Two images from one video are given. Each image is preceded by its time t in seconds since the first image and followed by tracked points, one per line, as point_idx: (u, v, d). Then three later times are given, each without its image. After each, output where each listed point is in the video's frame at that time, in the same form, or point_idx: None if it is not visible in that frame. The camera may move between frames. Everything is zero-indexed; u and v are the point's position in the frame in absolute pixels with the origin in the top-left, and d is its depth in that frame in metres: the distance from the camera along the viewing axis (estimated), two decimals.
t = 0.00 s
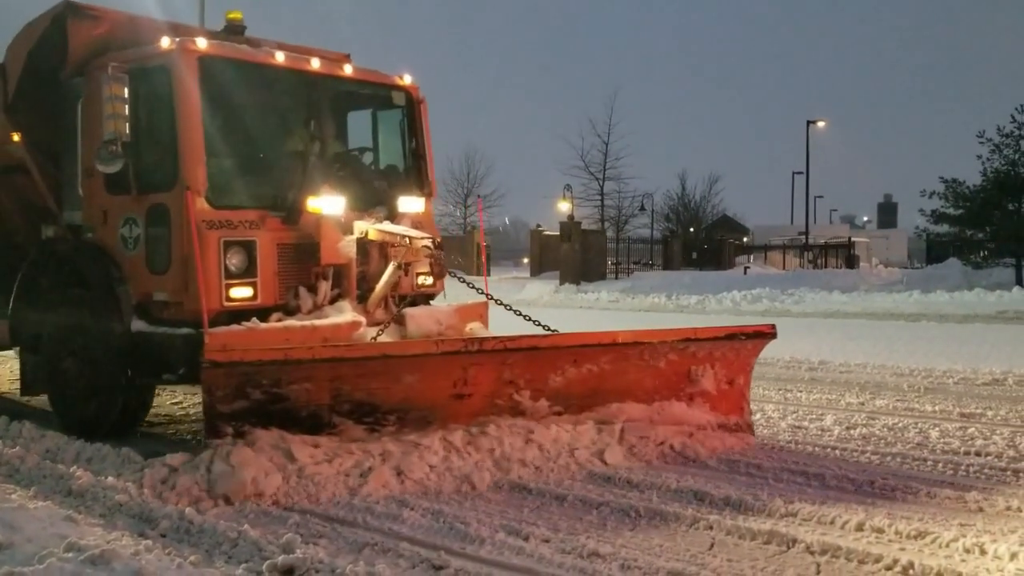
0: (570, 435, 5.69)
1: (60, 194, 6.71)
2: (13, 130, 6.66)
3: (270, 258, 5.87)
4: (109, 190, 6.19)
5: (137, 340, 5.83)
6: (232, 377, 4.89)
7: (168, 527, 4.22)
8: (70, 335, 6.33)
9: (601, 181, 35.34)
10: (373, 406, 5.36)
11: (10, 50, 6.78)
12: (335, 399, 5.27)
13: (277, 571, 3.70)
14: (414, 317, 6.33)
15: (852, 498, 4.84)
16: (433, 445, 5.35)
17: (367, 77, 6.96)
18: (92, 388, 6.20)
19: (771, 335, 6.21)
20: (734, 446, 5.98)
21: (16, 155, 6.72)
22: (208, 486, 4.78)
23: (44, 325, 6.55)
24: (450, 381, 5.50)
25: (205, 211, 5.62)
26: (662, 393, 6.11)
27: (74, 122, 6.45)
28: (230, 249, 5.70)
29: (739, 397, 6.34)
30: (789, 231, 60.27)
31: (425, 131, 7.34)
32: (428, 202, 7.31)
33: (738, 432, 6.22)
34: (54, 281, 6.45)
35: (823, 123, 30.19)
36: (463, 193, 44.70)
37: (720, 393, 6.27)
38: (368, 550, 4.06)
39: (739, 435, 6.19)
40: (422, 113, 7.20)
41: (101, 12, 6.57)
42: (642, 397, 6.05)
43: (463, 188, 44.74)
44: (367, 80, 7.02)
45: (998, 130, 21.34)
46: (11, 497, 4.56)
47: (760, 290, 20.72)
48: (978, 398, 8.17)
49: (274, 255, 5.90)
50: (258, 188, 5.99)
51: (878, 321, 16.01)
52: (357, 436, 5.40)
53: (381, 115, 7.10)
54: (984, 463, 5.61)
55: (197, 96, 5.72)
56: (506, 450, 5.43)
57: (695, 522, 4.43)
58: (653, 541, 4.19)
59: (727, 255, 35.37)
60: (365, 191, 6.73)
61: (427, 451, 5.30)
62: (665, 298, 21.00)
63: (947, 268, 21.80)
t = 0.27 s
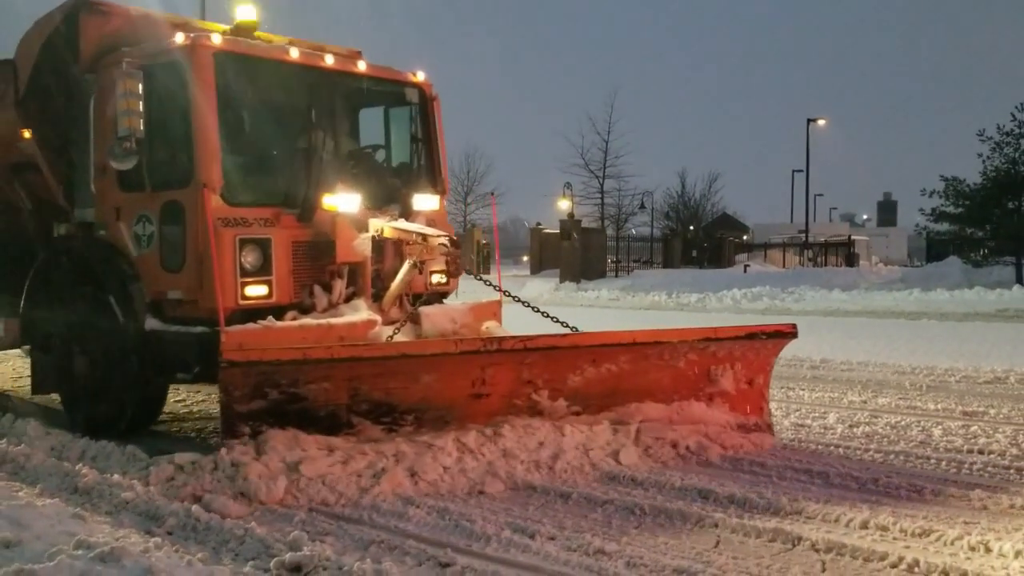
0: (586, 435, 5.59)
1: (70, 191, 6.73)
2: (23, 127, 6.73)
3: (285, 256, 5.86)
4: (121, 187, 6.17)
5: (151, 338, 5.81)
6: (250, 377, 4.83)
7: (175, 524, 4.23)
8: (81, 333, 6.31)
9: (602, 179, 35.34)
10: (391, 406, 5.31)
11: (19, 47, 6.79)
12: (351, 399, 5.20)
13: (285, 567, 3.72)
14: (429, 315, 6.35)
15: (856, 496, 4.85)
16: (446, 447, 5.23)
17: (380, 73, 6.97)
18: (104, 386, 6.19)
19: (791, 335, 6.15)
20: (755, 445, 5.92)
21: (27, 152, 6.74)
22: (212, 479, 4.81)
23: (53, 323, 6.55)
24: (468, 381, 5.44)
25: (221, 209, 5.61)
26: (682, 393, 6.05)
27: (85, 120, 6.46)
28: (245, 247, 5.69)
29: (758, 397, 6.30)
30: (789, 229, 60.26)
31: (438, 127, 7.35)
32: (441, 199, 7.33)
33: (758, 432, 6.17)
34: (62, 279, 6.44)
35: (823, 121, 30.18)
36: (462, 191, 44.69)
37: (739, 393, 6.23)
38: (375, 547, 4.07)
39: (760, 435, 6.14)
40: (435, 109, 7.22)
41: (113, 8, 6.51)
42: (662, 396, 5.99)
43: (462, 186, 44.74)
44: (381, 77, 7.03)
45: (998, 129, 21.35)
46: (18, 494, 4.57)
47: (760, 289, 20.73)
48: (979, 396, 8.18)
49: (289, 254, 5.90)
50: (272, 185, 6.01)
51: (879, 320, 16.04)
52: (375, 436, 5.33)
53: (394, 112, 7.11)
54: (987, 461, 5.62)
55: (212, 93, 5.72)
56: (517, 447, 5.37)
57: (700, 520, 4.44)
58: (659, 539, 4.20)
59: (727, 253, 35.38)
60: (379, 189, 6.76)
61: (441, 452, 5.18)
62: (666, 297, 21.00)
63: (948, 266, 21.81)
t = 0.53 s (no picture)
0: (596, 436, 5.57)
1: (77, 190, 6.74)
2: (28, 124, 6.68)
3: (296, 256, 5.87)
4: (130, 186, 6.17)
5: (161, 337, 5.82)
6: (263, 378, 4.83)
7: (179, 523, 4.25)
8: (88, 333, 6.31)
9: (598, 177, 35.35)
10: (404, 406, 5.31)
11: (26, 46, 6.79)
12: (364, 399, 5.20)
13: (291, 565, 3.73)
14: (439, 315, 6.38)
15: (857, 494, 4.88)
16: (456, 448, 5.22)
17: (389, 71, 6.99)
18: (112, 386, 6.20)
19: (807, 334, 6.11)
20: (768, 444, 5.92)
21: (32, 151, 6.73)
22: (214, 477, 4.81)
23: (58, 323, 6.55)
24: (481, 380, 5.45)
25: (232, 208, 5.61)
26: (695, 393, 6.04)
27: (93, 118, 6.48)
28: (256, 246, 5.70)
29: (772, 396, 6.28)
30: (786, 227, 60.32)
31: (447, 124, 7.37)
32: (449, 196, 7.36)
33: (772, 432, 6.13)
34: (68, 278, 6.44)
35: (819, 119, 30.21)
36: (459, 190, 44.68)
37: (753, 392, 6.21)
38: (380, 545, 4.09)
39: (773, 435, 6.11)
40: (443, 107, 7.24)
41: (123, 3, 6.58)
42: (675, 396, 5.98)
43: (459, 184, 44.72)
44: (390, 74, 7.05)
45: (994, 127, 21.40)
46: (22, 493, 4.57)
47: (757, 287, 20.76)
48: (977, 394, 8.21)
49: (300, 253, 5.91)
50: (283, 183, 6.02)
51: (875, 318, 16.08)
52: (388, 436, 5.32)
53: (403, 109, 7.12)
54: (987, 459, 5.64)
55: (223, 90, 5.71)
56: (526, 448, 5.35)
57: (703, 518, 4.46)
58: (662, 537, 4.21)
59: (724, 251, 35.41)
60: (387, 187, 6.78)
61: (450, 454, 5.15)
62: (663, 295, 21.03)
63: (944, 264, 21.86)
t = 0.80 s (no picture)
0: (602, 433, 5.55)
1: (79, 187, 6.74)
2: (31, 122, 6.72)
3: (302, 253, 5.88)
4: (134, 184, 6.16)
5: (166, 335, 5.81)
6: (272, 375, 4.84)
7: (181, 520, 4.26)
8: (91, 331, 6.30)
9: (594, 175, 35.37)
10: (412, 404, 5.32)
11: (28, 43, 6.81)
12: (372, 397, 5.21)
13: (294, 561, 3.74)
14: (445, 312, 6.41)
15: (856, 489, 4.90)
16: (462, 446, 5.21)
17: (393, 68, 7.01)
18: (116, 384, 6.19)
19: (816, 331, 6.13)
20: (776, 443, 5.90)
21: (36, 148, 6.76)
22: (215, 474, 4.82)
23: (60, 321, 6.54)
24: (489, 378, 5.46)
25: (238, 205, 5.61)
26: (703, 390, 6.04)
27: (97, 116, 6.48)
28: (263, 243, 5.71)
29: (780, 393, 6.25)
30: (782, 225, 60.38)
31: (451, 122, 7.40)
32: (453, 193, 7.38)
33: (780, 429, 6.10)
34: (71, 276, 6.44)
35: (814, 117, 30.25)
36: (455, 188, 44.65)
37: (761, 390, 6.18)
38: (381, 541, 4.10)
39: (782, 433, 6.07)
40: (448, 104, 7.27)
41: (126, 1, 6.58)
42: (684, 393, 5.98)
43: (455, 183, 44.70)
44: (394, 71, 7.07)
45: (989, 125, 21.45)
46: (24, 489, 4.57)
47: (753, 285, 20.78)
48: (974, 391, 8.24)
49: (306, 250, 5.92)
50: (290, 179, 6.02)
51: (871, 315, 16.13)
52: (396, 434, 5.32)
53: (407, 106, 7.14)
54: (985, 455, 5.66)
55: (229, 86, 5.72)
56: (533, 447, 5.34)
57: (704, 514, 4.47)
58: (662, 532, 4.23)
59: (720, 249, 35.45)
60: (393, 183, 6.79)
61: (456, 452, 5.14)
62: (660, 293, 21.04)
63: (940, 262, 21.91)
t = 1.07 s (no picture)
0: (607, 431, 5.59)
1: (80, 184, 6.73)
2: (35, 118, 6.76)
3: (308, 251, 5.90)
4: (139, 181, 6.18)
5: (171, 332, 5.83)
6: (279, 373, 4.86)
7: (185, 516, 4.29)
8: (96, 328, 6.31)
9: (592, 173, 35.36)
10: (419, 402, 5.34)
11: (31, 38, 6.82)
12: (379, 395, 5.23)
13: (298, 557, 3.76)
14: (450, 310, 6.42)
15: (855, 486, 4.92)
16: (467, 444, 5.23)
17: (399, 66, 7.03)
18: (120, 382, 6.20)
19: (821, 329, 6.11)
20: (781, 440, 5.89)
21: (39, 144, 6.76)
22: (219, 471, 4.84)
23: (64, 318, 6.56)
24: (496, 376, 5.47)
25: (244, 203, 5.63)
26: (709, 388, 6.05)
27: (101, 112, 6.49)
28: (268, 241, 5.72)
29: (786, 391, 6.26)
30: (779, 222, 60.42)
31: (455, 119, 7.42)
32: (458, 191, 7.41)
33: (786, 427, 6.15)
34: (75, 273, 6.44)
35: (812, 115, 30.26)
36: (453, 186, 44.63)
37: (767, 387, 6.19)
38: (385, 537, 4.12)
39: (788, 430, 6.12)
40: (452, 101, 7.29)
41: None
42: (690, 391, 6.00)
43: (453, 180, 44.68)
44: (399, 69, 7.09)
45: (987, 123, 21.48)
46: (28, 486, 4.59)
47: (751, 282, 20.80)
48: (972, 388, 8.27)
49: (311, 248, 5.93)
50: (296, 176, 6.03)
51: (869, 312, 16.17)
52: (402, 432, 5.36)
53: (412, 103, 7.15)
54: (984, 451, 5.69)
55: (235, 82, 5.73)
56: (538, 445, 5.36)
57: (704, 510, 4.50)
58: (664, 529, 4.25)
59: (717, 246, 35.46)
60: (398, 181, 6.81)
61: (461, 450, 5.16)
62: (657, 290, 21.05)
63: (937, 260, 21.95)
